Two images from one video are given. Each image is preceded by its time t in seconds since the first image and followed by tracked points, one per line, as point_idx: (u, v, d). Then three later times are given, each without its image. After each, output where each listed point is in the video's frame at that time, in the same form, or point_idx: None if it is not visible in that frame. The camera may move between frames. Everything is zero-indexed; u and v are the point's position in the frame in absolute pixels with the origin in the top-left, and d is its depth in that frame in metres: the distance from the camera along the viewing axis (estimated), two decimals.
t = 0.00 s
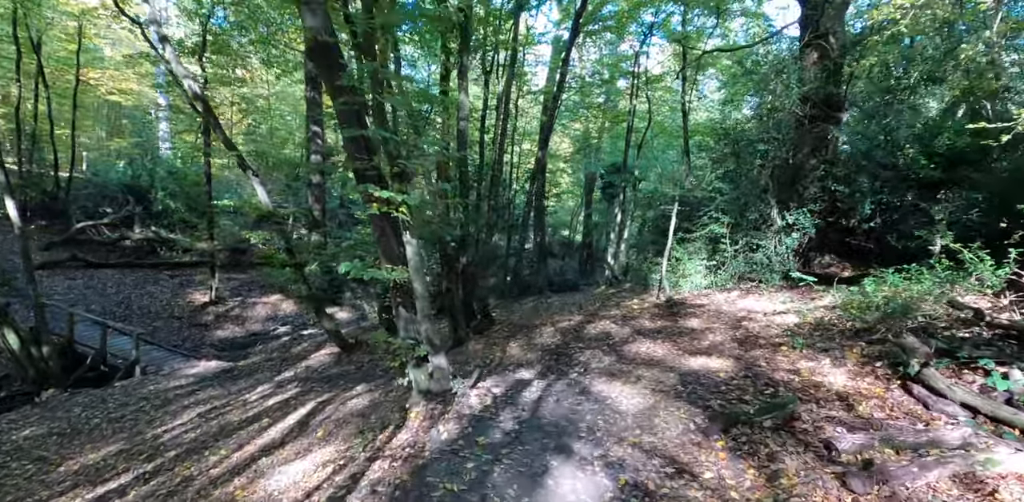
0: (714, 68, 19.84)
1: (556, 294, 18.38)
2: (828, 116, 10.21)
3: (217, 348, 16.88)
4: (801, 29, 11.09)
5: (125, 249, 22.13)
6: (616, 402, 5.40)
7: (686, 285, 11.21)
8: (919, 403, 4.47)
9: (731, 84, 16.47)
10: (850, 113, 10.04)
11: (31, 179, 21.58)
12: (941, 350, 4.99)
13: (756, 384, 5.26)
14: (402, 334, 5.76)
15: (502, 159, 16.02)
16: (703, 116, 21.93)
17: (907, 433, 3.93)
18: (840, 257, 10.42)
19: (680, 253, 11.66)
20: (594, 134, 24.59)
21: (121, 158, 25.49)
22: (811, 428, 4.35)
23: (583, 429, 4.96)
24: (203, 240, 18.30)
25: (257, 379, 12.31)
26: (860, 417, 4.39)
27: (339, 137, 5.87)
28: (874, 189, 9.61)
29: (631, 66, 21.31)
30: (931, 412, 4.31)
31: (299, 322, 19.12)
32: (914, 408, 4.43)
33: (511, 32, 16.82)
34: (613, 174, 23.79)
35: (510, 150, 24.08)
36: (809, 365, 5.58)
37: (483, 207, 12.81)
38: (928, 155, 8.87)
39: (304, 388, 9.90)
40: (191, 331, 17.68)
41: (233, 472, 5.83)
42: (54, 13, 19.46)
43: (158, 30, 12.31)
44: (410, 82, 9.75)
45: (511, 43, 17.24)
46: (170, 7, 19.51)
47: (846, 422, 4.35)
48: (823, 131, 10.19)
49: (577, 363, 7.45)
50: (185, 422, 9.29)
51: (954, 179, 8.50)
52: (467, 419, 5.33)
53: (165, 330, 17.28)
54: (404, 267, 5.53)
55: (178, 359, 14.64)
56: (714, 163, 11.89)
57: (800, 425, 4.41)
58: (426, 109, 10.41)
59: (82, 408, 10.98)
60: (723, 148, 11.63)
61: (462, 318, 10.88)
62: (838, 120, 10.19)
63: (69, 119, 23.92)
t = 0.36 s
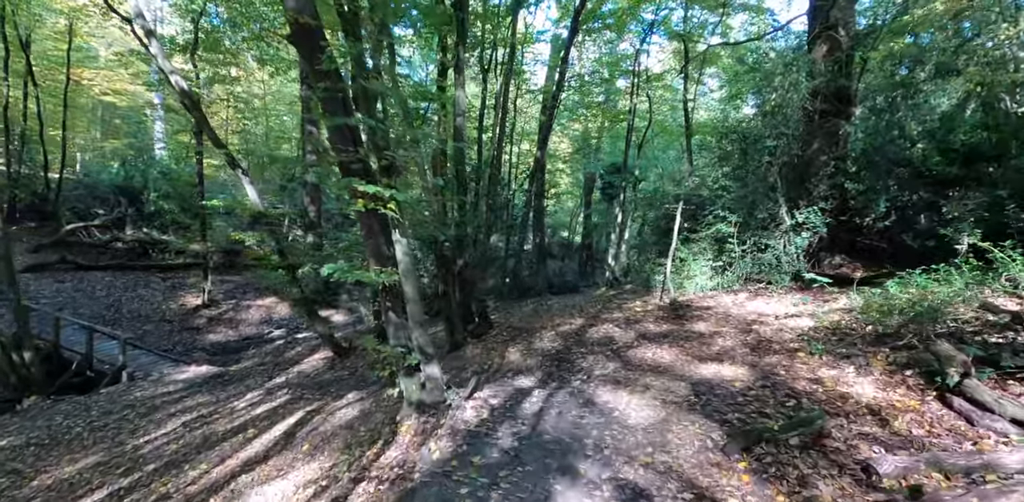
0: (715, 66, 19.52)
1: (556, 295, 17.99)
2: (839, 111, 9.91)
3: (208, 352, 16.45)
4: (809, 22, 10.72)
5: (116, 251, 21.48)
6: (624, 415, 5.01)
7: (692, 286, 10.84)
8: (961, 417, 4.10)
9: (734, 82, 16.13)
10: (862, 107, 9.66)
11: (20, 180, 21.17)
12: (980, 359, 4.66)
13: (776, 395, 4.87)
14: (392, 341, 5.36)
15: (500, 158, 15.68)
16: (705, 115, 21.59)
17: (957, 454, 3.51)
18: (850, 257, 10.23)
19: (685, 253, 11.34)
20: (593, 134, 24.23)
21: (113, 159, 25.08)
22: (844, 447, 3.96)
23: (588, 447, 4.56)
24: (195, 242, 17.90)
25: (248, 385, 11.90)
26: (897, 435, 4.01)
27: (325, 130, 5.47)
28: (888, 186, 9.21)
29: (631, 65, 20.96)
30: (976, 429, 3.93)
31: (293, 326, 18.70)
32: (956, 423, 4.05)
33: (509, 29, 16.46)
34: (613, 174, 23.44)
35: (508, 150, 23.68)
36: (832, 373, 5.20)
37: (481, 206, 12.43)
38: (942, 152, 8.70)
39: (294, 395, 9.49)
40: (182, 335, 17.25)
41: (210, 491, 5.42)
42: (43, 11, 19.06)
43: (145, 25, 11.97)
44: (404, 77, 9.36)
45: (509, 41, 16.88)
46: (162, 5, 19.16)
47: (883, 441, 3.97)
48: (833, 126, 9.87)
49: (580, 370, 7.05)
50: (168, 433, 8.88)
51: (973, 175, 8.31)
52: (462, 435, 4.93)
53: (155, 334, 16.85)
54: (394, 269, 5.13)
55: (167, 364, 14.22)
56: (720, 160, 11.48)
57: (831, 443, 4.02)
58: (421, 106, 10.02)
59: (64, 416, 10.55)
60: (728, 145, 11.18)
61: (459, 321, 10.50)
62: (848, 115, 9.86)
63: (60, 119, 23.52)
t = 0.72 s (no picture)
0: (716, 65, 19.21)
1: (555, 298, 17.63)
2: (849, 108, 9.50)
3: (199, 358, 16.06)
4: (815, 19, 10.42)
5: (107, 255, 21.16)
6: (628, 436, 4.67)
7: (696, 290, 10.50)
8: (1004, 442, 3.77)
9: (737, 81, 15.76)
10: (872, 104, 9.30)
11: (10, 182, 20.80)
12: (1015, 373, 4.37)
13: (794, 414, 4.51)
14: (377, 353, 5.00)
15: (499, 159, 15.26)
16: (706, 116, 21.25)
17: (1009, 489, 3.15)
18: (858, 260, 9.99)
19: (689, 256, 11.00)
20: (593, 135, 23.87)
21: (106, 160, 24.72)
22: (876, 477, 3.59)
23: (589, 474, 4.21)
24: (187, 244, 17.54)
25: (237, 392, 11.52)
26: (935, 463, 3.66)
27: (304, 126, 5.08)
28: (900, 187, 8.85)
29: (631, 65, 20.63)
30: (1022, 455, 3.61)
31: (287, 330, 18.33)
32: (1000, 449, 3.72)
33: (507, 27, 16.10)
34: (612, 175, 23.10)
35: (507, 150, 23.29)
36: (852, 389, 4.84)
37: (478, 207, 12.06)
38: (956, 150, 8.32)
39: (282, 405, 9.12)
40: (173, 339, 16.86)
41: None
42: (33, 10, 18.74)
43: (128, 20, 11.49)
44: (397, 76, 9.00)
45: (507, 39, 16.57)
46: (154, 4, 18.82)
47: (921, 469, 3.62)
48: (843, 123, 9.46)
49: (580, 380, 6.69)
50: (150, 445, 8.50)
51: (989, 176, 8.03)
52: (450, 459, 4.57)
53: (145, 339, 16.46)
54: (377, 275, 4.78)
55: (156, 370, 13.84)
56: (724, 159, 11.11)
57: (861, 472, 3.66)
58: (414, 105, 9.68)
59: (44, 427, 10.16)
60: (733, 144, 10.77)
61: (453, 327, 10.14)
62: (859, 111, 9.45)
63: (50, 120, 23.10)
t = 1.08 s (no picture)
0: (716, 63, 18.91)
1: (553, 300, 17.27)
2: (858, 102, 9.03)
3: (190, 362, 15.69)
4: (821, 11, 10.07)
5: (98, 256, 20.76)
6: (629, 455, 4.34)
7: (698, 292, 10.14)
8: None
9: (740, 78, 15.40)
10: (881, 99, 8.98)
11: None
12: None
13: (812, 431, 4.16)
14: (359, 364, 4.67)
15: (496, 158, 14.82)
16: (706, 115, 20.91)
17: None
18: (864, 261, 9.71)
19: (692, 257, 10.67)
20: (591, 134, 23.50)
21: (98, 161, 24.33)
22: None
23: (587, 498, 3.87)
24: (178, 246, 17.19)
25: (224, 398, 11.15)
26: (976, 491, 3.34)
27: (279, 119, 4.74)
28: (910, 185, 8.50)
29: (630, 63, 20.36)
30: None
31: (280, 333, 17.96)
32: None
33: (504, 24, 15.75)
34: (611, 175, 22.78)
35: (506, 150, 22.94)
36: (871, 402, 4.51)
37: (473, 207, 11.71)
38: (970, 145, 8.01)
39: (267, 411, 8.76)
40: (163, 343, 16.48)
41: None
42: (21, 7, 18.42)
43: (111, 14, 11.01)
44: (387, 72, 8.61)
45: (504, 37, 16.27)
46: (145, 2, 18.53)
47: (960, 497, 3.30)
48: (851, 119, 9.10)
49: (577, 389, 6.34)
50: (129, 455, 8.15)
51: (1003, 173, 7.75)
52: (435, 480, 4.23)
53: (134, 342, 16.08)
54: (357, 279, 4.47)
55: (144, 375, 13.47)
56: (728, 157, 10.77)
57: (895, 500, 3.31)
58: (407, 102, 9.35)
59: (22, 435, 9.80)
60: (737, 142, 10.40)
61: (446, 332, 9.78)
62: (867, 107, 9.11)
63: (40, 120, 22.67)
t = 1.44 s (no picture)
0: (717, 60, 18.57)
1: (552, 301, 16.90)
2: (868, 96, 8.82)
3: (180, 365, 15.31)
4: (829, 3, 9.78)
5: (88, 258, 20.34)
6: (636, 477, 3.99)
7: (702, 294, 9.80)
8: None
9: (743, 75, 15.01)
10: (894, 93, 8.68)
11: None
12: None
13: (839, 451, 3.82)
14: (337, 374, 4.38)
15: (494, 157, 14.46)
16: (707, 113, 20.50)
17: None
18: (876, 260, 9.30)
19: (696, 258, 10.33)
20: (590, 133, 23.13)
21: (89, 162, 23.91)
22: None
23: None
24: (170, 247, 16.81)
25: (213, 404, 10.78)
26: None
27: (250, 107, 4.39)
28: (924, 181, 8.16)
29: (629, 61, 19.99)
30: None
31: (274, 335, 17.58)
32: None
33: (501, 20, 15.36)
34: (611, 174, 22.42)
35: (504, 149, 22.54)
36: (899, 416, 4.18)
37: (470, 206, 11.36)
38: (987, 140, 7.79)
39: (254, 419, 8.40)
40: (154, 347, 16.07)
41: None
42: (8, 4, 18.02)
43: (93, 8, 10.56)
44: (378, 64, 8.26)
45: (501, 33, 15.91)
46: None
47: None
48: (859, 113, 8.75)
49: (578, 397, 5.99)
50: (108, 467, 7.80)
51: None
52: None
53: (124, 346, 15.69)
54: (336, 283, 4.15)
55: (132, 380, 13.09)
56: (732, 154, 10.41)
57: None
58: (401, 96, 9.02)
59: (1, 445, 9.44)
60: (743, 137, 10.04)
61: (441, 336, 9.41)
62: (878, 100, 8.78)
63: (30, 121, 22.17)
